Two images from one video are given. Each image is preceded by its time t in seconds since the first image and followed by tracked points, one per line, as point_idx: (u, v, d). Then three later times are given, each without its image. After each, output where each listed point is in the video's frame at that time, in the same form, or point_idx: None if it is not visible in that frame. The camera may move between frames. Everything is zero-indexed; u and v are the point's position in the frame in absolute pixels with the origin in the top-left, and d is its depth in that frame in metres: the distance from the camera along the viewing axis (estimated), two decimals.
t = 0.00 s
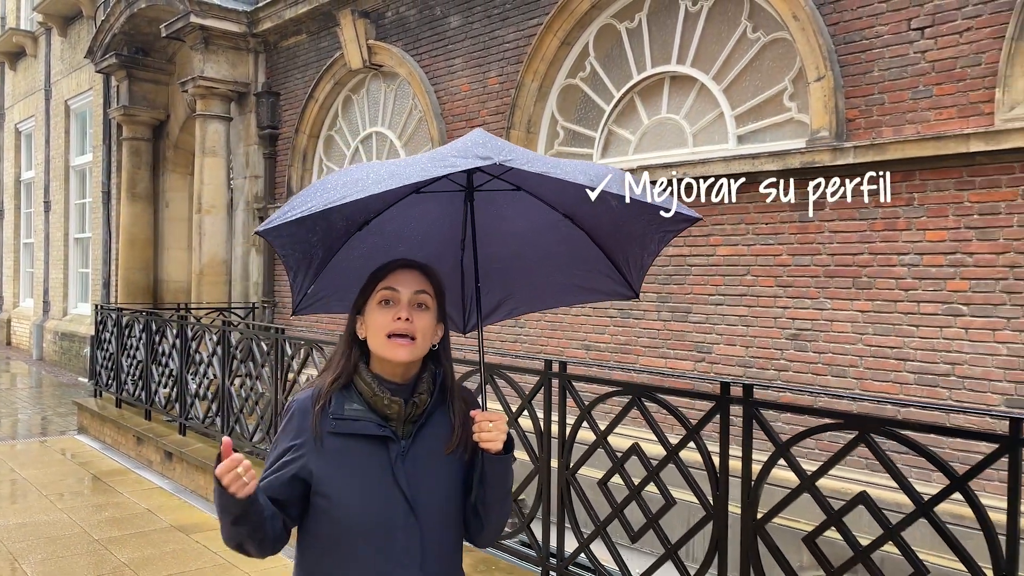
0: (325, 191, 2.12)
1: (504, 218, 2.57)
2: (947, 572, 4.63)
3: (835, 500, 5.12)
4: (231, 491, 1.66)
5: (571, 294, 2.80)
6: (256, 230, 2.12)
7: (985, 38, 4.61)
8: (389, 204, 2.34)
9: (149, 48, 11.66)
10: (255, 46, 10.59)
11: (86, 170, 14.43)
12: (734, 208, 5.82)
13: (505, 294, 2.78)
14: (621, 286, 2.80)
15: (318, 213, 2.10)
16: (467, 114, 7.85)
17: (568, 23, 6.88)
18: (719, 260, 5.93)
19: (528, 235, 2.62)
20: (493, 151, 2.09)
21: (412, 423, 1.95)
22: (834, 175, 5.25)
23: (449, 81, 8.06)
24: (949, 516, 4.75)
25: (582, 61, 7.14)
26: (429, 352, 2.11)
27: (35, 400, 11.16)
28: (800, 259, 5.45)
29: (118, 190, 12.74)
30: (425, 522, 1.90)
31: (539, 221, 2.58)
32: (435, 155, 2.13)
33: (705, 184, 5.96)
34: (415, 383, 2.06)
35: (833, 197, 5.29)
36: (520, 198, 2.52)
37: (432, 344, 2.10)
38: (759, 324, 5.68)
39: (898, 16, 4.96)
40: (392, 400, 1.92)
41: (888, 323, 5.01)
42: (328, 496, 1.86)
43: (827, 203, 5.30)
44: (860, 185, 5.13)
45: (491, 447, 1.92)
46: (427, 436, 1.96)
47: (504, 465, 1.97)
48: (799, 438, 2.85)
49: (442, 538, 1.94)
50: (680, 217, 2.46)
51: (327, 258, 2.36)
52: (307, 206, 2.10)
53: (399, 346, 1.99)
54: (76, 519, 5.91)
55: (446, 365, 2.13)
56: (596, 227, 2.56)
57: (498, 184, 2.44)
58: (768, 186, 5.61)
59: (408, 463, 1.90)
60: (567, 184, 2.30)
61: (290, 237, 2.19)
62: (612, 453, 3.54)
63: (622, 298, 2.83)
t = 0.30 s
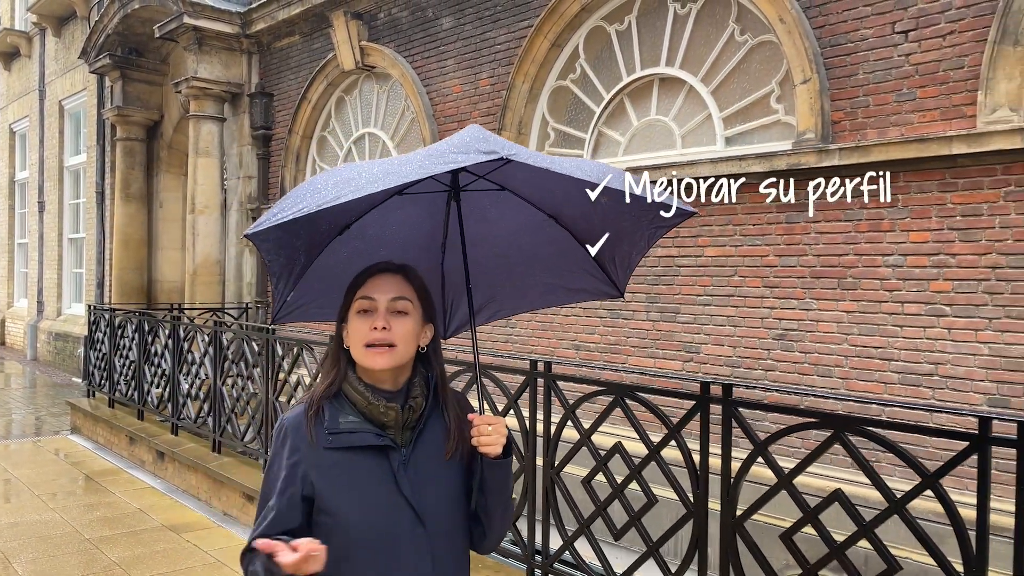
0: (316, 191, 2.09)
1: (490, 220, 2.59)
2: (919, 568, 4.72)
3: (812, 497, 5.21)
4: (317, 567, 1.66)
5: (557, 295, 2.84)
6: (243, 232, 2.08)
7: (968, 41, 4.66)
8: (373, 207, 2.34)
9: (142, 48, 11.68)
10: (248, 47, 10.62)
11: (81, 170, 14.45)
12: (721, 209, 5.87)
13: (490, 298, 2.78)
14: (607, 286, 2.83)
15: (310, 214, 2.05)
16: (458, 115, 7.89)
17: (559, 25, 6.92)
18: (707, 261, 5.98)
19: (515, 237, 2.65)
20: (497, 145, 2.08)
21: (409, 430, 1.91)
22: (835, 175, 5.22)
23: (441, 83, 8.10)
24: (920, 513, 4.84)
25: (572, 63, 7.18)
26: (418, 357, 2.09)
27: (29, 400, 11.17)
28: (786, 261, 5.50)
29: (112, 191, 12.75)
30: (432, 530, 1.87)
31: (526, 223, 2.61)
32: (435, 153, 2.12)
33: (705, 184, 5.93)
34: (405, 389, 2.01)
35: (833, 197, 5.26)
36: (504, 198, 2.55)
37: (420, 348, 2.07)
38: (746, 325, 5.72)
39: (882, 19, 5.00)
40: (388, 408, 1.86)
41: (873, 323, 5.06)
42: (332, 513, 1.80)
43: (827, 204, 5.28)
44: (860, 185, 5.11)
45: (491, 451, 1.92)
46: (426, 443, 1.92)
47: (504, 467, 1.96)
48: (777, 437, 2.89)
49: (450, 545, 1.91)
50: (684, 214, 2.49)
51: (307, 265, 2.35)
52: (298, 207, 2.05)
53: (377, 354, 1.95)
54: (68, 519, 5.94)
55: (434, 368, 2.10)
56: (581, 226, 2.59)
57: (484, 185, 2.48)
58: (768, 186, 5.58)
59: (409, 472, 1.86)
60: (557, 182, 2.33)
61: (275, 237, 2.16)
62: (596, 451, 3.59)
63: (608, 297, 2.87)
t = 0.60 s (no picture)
0: (306, 179, 2.00)
1: (484, 210, 2.54)
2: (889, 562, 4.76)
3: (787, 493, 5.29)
4: (303, 502, 1.54)
5: (554, 288, 2.80)
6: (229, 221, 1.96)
7: (951, 44, 4.70)
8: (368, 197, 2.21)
9: (138, 49, 11.73)
10: (244, 49, 10.68)
11: (77, 171, 14.50)
12: (710, 210, 5.92)
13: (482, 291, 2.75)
14: (603, 276, 2.81)
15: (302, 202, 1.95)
16: (451, 116, 7.94)
17: (550, 27, 6.96)
18: (695, 261, 6.03)
19: (508, 228, 2.62)
20: (492, 130, 2.02)
21: (403, 428, 1.86)
22: (835, 175, 5.19)
23: (434, 84, 8.14)
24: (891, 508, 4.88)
25: (563, 65, 7.22)
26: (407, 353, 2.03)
27: (25, 400, 11.22)
28: (773, 261, 5.54)
29: (108, 191, 12.80)
30: (433, 530, 1.81)
31: (519, 214, 2.58)
32: (430, 137, 2.06)
33: (705, 183, 5.88)
34: (397, 386, 1.96)
35: (834, 197, 5.23)
36: (498, 188, 2.52)
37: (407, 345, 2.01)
38: (734, 325, 5.77)
39: (867, 22, 5.05)
40: (380, 406, 1.82)
41: (858, 323, 5.11)
42: (328, 520, 1.70)
43: (827, 204, 5.25)
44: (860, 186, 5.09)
45: (491, 446, 1.90)
46: (421, 442, 1.86)
47: (505, 462, 1.93)
48: (753, 435, 2.93)
49: (451, 546, 1.85)
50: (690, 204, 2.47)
51: (297, 260, 2.21)
52: (290, 195, 1.95)
53: (367, 351, 1.88)
54: (61, 518, 5.98)
55: (425, 365, 2.04)
56: (575, 216, 2.58)
57: (477, 174, 2.44)
58: (769, 186, 5.54)
59: (406, 471, 1.80)
60: (557, 165, 2.32)
61: (262, 230, 2.02)
62: (579, 450, 3.63)
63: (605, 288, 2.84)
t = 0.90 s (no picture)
0: (272, 189, 1.96)
1: (465, 211, 2.50)
2: (855, 552, 4.76)
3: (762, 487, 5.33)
4: (212, 570, 1.58)
5: (545, 287, 2.74)
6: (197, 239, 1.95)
7: (936, 45, 4.73)
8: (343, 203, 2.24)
9: (138, 49, 11.80)
10: (242, 49, 10.73)
11: (77, 170, 14.57)
12: (700, 210, 5.97)
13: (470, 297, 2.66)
14: (590, 270, 2.74)
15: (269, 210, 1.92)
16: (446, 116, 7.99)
17: (543, 27, 7.00)
18: (686, 261, 6.08)
19: (491, 228, 2.56)
20: (454, 121, 1.91)
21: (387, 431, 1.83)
22: (835, 175, 5.18)
23: (430, 84, 8.20)
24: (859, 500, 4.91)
25: (556, 66, 7.28)
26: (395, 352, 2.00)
27: (25, 398, 11.29)
28: (762, 261, 5.59)
29: (108, 191, 12.87)
30: (414, 534, 1.78)
31: (501, 212, 2.53)
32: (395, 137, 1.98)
33: (705, 183, 5.88)
34: (385, 387, 1.93)
35: (834, 197, 5.21)
36: (477, 189, 2.46)
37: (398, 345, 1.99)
38: (724, 324, 5.82)
39: (854, 23, 5.08)
40: (362, 408, 1.79)
41: (845, 322, 5.15)
42: (306, 519, 1.73)
43: (826, 203, 5.24)
44: (860, 185, 5.08)
45: (481, 447, 1.81)
46: (404, 444, 1.83)
47: (493, 466, 1.85)
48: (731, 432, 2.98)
49: (434, 550, 1.82)
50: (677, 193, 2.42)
51: (277, 274, 2.22)
52: (256, 204, 1.92)
53: (356, 354, 1.87)
54: (58, 514, 6.04)
55: (417, 364, 2.01)
56: (560, 211, 2.54)
57: (453, 176, 2.40)
58: (768, 186, 5.53)
59: (387, 474, 1.78)
60: (532, 161, 2.26)
61: (235, 245, 2.01)
62: (563, 446, 3.68)
63: (594, 283, 2.77)
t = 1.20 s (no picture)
0: (282, 183, 1.99)
1: (471, 214, 2.54)
2: (832, 545, 4.85)
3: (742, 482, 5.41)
4: (224, 524, 1.55)
5: (544, 292, 2.78)
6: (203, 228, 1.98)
7: (922, 47, 4.78)
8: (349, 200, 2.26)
9: (137, 50, 11.86)
10: (239, 49, 10.79)
11: (77, 170, 14.63)
12: (692, 210, 6.03)
13: (470, 299, 2.72)
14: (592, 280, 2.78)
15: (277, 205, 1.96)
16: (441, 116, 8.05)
17: (537, 28, 7.04)
18: (677, 260, 6.13)
19: (495, 233, 2.60)
20: (468, 131, 2.00)
21: (374, 432, 1.86)
22: (835, 175, 5.18)
23: (425, 85, 8.25)
24: (835, 494, 5.01)
25: (550, 67, 7.33)
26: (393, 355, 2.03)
27: (25, 397, 11.36)
28: (752, 259, 5.65)
29: (107, 190, 12.92)
30: (394, 537, 1.81)
31: (506, 218, 2.57)
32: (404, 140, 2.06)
33: (705, 183, 5.88)
34: (378, 390, 1.96)
35: (834, 197, 5.22)
36: (484, 193, 2.51)
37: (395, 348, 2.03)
38: (714, 322, 5.87)
39: (842, 25, 5.13)
40: (350, 410, 1.82)
41: (833, 320, 5.21)
42: (288, 514, 1.78)
43: (826, 203, 5.24)
44: (860, 186, 5.07)
45: (473, 453, 1.85)
46: (391, 447, 1.86)
47: (483, 474, 1.88)
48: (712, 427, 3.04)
49: (416, 553, 1.85)
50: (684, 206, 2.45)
51: (279, 265, 2.26)
52: (265, 198, 1.96)
53: (356, 358, 1.90)
54: (55, 511, 6.11)
55: (413, 367, 2.03)
56: (564, 219, 2.56)
57: (461, 178, 2.44)
58: (768, 185, 5.52)
59: (371, 475, 1.81)
60: (542, 170, 2.31)
61: (239, 236, 2.05)
62: (550, 442, 3.73)
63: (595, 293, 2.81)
